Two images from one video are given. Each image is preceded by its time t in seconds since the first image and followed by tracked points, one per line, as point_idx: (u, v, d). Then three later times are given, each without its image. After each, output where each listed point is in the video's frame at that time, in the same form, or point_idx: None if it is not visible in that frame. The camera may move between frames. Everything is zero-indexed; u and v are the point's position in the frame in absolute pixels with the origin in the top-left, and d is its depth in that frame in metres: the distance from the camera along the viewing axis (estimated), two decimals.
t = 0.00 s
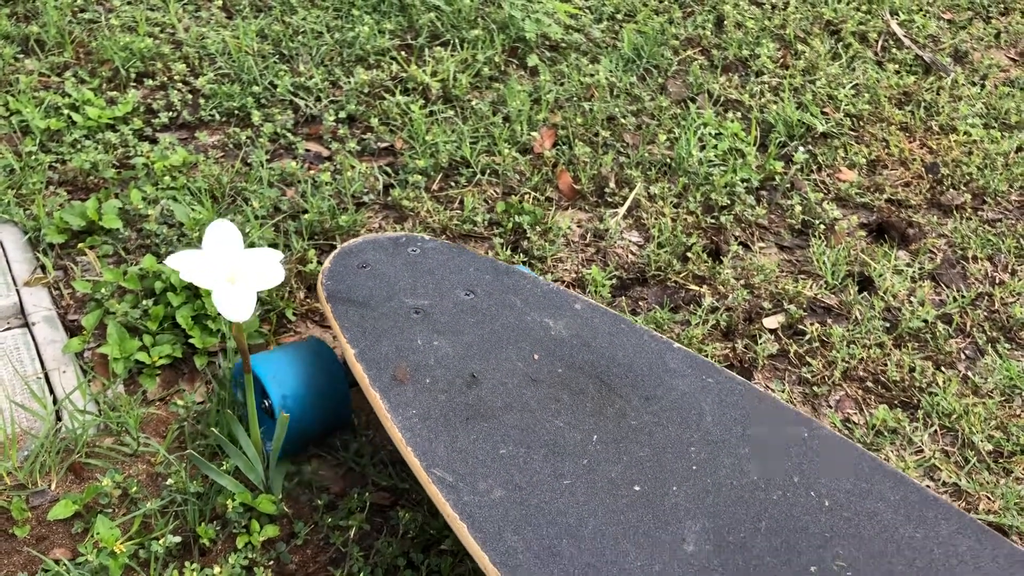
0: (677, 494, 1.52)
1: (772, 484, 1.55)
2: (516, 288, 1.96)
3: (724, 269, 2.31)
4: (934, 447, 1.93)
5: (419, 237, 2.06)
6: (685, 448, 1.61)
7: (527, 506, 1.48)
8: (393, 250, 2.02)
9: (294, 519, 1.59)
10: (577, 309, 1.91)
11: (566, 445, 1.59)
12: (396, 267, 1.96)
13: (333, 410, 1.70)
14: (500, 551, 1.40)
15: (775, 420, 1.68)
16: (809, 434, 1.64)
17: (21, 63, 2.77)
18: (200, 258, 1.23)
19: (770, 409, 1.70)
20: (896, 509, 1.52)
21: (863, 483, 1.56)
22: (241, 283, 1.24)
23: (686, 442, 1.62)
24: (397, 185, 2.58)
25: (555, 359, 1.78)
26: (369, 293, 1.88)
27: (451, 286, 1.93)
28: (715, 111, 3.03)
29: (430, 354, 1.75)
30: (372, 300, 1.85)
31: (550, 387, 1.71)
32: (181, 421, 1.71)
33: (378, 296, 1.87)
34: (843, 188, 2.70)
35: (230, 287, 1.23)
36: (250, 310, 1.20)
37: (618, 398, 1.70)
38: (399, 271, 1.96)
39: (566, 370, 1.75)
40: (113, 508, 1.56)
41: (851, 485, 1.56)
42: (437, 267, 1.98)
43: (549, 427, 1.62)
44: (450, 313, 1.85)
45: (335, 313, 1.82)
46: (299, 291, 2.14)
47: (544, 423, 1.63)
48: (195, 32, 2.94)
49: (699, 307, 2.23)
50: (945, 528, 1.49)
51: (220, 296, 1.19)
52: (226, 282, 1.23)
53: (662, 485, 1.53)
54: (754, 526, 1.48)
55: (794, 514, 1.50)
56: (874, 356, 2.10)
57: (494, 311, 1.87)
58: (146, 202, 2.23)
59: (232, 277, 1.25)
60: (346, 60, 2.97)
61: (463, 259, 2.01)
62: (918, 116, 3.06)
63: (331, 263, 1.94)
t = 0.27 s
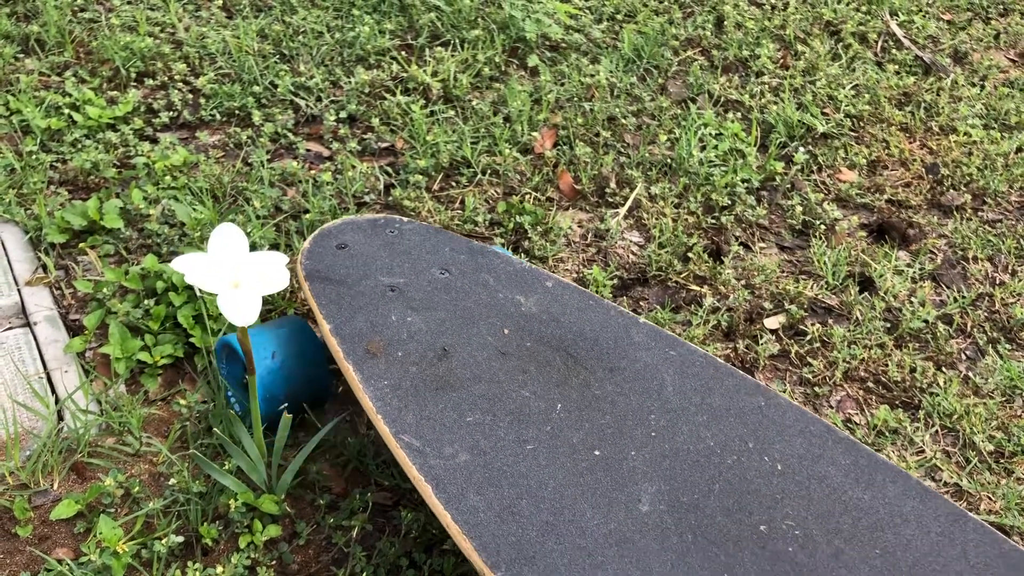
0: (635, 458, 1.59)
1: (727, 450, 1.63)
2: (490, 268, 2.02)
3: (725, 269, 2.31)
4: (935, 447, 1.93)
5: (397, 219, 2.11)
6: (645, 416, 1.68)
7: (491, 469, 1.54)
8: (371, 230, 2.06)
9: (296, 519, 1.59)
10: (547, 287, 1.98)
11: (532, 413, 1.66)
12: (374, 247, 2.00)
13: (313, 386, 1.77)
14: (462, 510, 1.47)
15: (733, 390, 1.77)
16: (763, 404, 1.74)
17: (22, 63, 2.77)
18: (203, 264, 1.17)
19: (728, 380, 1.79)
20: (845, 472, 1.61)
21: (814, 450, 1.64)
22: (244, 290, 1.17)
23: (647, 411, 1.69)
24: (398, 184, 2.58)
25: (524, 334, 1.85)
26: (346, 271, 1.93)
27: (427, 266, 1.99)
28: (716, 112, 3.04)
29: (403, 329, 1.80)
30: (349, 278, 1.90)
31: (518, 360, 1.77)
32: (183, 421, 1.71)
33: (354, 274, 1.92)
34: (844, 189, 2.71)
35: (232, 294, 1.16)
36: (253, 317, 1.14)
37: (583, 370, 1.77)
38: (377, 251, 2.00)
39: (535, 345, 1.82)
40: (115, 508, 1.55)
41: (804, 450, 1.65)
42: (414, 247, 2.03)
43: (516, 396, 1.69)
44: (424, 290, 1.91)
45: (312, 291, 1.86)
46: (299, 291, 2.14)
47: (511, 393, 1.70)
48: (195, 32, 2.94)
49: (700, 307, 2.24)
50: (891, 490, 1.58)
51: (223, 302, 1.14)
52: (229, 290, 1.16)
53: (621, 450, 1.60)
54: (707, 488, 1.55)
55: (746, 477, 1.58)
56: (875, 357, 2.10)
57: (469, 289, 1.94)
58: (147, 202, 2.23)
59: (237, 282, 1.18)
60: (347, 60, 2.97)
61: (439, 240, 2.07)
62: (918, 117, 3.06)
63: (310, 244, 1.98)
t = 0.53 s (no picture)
0: (601, 417, 1.63)
1: (691, 409, 1.67)
2: (467, 241, 2.05)
3: (733, 266, 2.31)
4: (946, 444, 1.92)
5: (379, 196, 2.13)
6: (612, 377, 1.72)
7: (461, 426, 1.59)
8: (353, 205, 2.08)
9: (307, 515, 1.58)
10: (522, 258, 2.01)
11: (502, 375, 1.69)
12: (354, 221, 2.02)
13: (292, 354, 1.80)
14: (432, 464, 1.51)
15: (699, 354, 1.81)
16: (727, 366, 1.78)
17: (26, 59, 2.76)
18: (216, 258, 1.16)
19: (694, 345, 1.83)
20: (804, 430, 1.65)
21: (775, 409, 1.69)
22: (258, 283, 1.17)
23: (614, 372, 1.73)
24: (404, 181, 2.58)
25: (499, 303, 1.88)
26: (327, 244, 1.94)
27: (406, 239, 2.01)
28: (722, 108, 3.03)
29: (381, 298, 1.83)
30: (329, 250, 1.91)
31: (492, 326, 1.80)
32: (193, 416, 1.70)
33: (335, 247, 1.94)
34: (851, 186, 2.70)
35: (246, 288, 1.15)
36: (268, 310, 1.13)
37: (554, 335, 1.81)
38: (358, 225, 2.02)
39: (509, 312, 1.85)
40: (125, 504, 1.54)
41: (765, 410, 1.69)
42: (394, 222, 2.05)
43: (488, 359, 1.72)
44: (403, 262, 1.93)
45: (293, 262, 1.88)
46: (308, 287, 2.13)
47: (483, 357, 1.73)
48: (200, 29, 2.93)
49: (709, 304, 2.23)
50: (849, 446, 1.63)
51: (237, 295, 1.13)
52: (242, 283, 1.16)
53: (587, 409, 1.64)
54: (669, 444, 1.59)
55: (708, 434, 1.62)
56: (885, 353, 2.09)
57: (446, 261, 1.96)
58: (154, 197, 2.23)
59: (250, 276, 1.17)
60: (352, 56, 2.96)
61: (419, 215, 2.09)
62: (924, 114, 3.05)
63: (292, 218, 1.99)
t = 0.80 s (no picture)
0: (582, 398, 1.65)
1: (671, 390, 1.70)
2: (454, 227, 2.07)
3: (733, 263, 2.30)
4: (947, 441, 1.91)
5: (366, 181, 2.15)
6: (593, 359, 1.74)
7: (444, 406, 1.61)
8: (340, 192, 2.11)
9: (305, 513, 1.57)
10: (507, 244, 2.03)
11: (485, 357, 1.72)
12: (341, 207, 2.06)
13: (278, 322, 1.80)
14: (414, 442, 1.54)
15: (680, 338, 1.83)
16: (708, 349, 1.81)
17: (22, 56, 2.75)
18: (213, 255, 1.15)
19: (675, 328, 1.85)
20: (782, 411, 1.68)
21: (753, 391, 1.72)
22: (256, 280, 1.15)
23: (595, 355, 1.76)
24: (402, 178, 2.58)
25: (483, 287, 1.90)
26: (314, 230, 1.97)
27: (393, 225, 2.04)
28: (721, 105, 3.02)
29: (367, 282, 1.85)
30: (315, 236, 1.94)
31: (476, 310, 1.82)
32: (190, 415, 1.69)
33: (321, 233, 1.97)
34: (851, 182, 2.69)
35: (243, 285, 1.14)
36: (266, 307, 1.12)
37: (538, 319, 1.83)
38: (344, 211, 2.05)
39: (493, 296, 1.87)
40: (123, 503, 1.54)
41: (744, 391, 1.72)
42: (381, 208, 2.08)
43: (472, 341, 1.75)
44: (388, 247, 1.96)
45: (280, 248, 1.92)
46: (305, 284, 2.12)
47: (467, 339, 1.76)
48: (197, 26, 2.92)
49: (709, 301, 2.22)
50: (826, 427, 1.66)
51: (234, 293, 1.12)
52: (240, 280, 1.14)
53: (569, 390, 1.67)
54: (650, 424, 1.62)
55: (687, 415, 1.65)
56: (885, 350, 2.09)
57: (432, 246, 1.99)
58: (151, 195, 2.22)
59: (248, 274, 1.16)
60: (350, 53, 2.95)
61: (405, 201, 2.12)
62: (924, 110, 3.04)
63: (280, 206, 2.03)
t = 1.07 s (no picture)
0: (561, 380, 1.70)
1: (648, 373, 1.74)
2: (437, 213, 2.08)
3: (727, 260, 2.30)
4: (941, 438, 1.92)
5: (350, 168, 2.16)
6: (573, 342, 1.79)
7: (424, 387, 1.66)
8: (324, 178, 2.11)
9: (297, 511, 1.57)
10: (491, 231, 2.05)
11: (466, 340, 1.75)
12: (325, 192, 2.06)
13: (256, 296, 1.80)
14: (393, 421, 1.58)
15: (658, 321, 1.87)
16: (685, 333, 1.85)
17: (15, 53, 2.74)
18: (203, 251, 1.14)
19: (654, 313, 1.89)
20: (757, 394, 1.73)
21: (729, 374, 1.77)
22: (246, 278, 1.15)
23: (574, 338, 1.79)
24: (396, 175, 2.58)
25: (465, 273, 1.93)
26: (297, 215, 1.99)
27: (377, 211, 2.05)
28: (716, 102, 3.02)
29: (349, 267, 1.88)
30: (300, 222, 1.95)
31: (457, 295, 1.86)
32: (182, 412, 1.69)
33: (305, 218, 1.99)
34: (845, 180, 2.70)
35: (234, 283, 1.13)
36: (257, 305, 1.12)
37: (519, 304, 1.86)
38: (327, 196, 2.06)
39: (475, 281, 1.90)
40: (114, 501, 1.53)
41: (719, 374, 1.76)
42: (365, 194, 2.08)
43: (453, 325, 1.78)
44: (371, 233, 1.98)
45: (263, 232, 1.93)
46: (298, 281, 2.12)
47: (448, 323, 1.79)
48: (191, 23, 2.91)
49: (703, 298, 2.22)
50: (799, 410, 1.71)
51: (226, 290, 1.11)
52: (231, 278, 1.14)
53: (548, 372, 1.71)
54: (626, 405, 1.66)
55: (663, 396, 1.70)
56: (880, 347, 2.09)
57: (415, 232, 2.00)
58: (143, 192, 2.21)
59: (238, 271, 1.15)
60: (344, 50, 2.94)
61: (389, 186, 2.13)
62: (919, 108, 3.05)
63: (263, 191, 2.04)
